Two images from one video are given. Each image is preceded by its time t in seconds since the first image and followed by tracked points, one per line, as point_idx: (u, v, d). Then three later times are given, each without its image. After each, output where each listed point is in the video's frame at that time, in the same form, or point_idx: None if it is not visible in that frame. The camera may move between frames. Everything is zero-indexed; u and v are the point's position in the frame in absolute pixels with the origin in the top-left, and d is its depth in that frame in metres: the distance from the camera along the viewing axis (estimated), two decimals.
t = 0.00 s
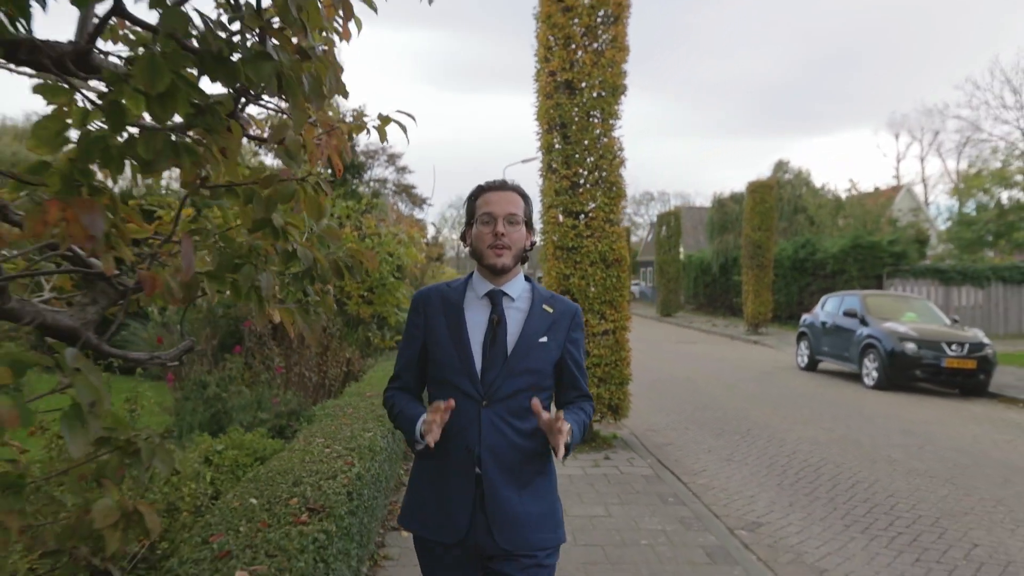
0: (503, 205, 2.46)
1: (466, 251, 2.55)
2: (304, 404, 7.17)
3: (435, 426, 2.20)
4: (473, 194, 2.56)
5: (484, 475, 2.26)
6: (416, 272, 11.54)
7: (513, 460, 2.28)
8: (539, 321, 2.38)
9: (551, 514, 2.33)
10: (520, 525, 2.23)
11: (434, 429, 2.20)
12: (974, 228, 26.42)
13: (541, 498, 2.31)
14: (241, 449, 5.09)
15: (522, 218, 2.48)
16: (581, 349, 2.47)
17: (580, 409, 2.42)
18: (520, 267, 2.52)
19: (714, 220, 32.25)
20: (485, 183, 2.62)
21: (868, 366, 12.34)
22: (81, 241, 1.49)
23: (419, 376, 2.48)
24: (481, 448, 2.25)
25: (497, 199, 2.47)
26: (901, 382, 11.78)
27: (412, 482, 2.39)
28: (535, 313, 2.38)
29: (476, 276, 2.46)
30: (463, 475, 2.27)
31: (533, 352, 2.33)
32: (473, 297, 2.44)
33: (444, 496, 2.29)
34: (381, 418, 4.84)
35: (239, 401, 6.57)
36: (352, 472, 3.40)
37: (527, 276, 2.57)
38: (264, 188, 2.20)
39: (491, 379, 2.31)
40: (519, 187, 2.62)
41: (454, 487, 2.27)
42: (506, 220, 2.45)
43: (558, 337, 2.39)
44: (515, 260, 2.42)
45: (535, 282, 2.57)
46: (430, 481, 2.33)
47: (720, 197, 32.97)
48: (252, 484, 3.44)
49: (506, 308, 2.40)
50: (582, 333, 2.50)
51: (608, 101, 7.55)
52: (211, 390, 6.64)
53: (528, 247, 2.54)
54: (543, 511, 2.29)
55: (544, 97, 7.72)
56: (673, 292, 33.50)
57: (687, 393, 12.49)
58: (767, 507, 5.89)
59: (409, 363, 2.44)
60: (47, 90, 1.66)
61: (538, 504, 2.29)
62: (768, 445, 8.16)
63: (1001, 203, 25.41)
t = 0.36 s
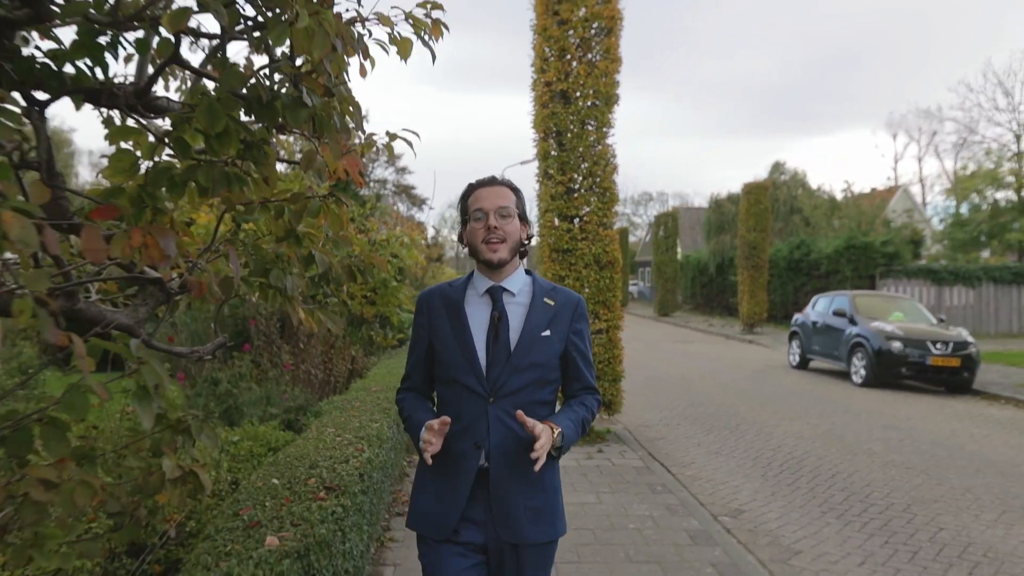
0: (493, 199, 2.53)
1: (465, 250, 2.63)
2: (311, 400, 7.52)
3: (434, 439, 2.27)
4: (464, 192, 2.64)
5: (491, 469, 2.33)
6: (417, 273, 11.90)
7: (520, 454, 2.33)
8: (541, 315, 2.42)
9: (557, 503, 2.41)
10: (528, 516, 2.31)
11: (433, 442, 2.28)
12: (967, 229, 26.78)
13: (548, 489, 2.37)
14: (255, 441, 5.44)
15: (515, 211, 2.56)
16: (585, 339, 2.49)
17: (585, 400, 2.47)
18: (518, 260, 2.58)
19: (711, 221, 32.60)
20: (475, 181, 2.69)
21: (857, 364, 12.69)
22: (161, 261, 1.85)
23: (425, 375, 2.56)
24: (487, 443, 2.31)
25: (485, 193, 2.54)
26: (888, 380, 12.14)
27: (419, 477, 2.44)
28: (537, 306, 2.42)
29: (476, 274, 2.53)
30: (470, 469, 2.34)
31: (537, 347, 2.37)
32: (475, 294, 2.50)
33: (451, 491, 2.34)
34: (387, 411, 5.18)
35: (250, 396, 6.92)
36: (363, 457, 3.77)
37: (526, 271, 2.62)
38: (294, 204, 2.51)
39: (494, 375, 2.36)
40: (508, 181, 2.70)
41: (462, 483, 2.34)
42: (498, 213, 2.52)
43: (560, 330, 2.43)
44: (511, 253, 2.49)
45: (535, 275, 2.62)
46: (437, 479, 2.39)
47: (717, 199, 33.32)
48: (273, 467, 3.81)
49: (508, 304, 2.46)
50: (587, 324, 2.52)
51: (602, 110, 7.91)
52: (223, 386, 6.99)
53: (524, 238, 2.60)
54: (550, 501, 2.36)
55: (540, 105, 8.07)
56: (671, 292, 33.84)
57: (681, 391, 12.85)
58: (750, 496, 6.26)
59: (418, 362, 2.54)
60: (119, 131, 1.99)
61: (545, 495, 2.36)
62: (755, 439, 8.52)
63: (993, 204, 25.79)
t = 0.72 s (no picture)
0: (468, 210, 2.43)
1: (439, 263, 2.51)
2: (316, 395, 7.88)
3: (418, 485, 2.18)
4: (437, 206, 2.54)
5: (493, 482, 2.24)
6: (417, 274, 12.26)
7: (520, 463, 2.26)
8: (525, 323, 2.34)
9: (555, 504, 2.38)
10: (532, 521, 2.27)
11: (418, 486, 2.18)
12: (959, 229, 27.16)
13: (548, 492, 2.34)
14: (266, 431, 5.79)
15: (489, 222, 2.45)
16: (565, 341, 2.43)
17: (572, 402, 2.42)
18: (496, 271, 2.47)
19: (708, 221, 32.98)
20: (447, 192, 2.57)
21: (844, 362, 13.05)
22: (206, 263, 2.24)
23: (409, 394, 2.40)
24: (486, 458, 2.21)
25: (459, 206, 2.43)
26: (874, 376, 12.51)
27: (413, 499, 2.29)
28: (520, 316, 2.34)
29: (452, 288, 2.42)
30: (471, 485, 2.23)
31: (528, 356, 2.30)
32: (453, 308, 2.38)
33: (453, 510, 2.22)
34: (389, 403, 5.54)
35: (258, 391, 7.28)
36: (370, 441, 4.14)
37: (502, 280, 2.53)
38: (311, 213, 2.76)
39: (486, 388, 2.27)
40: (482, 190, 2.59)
41: (462, 500, 2.23)
42: (473, 226, 2.41)
43: (544, 336, 2.36)
44: (488, 265, 2.39)
45: (510, 282, 2.52)
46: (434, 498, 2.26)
47: (713, 199, 33.69)
48: (288, 450, 4.17)
49: (491, 315, 2.36)
50: (566, 326, 2.47)
51: (594, 117, 8.27)
52: (232, 382, 7.35)
53: (501, 247, 2.50)
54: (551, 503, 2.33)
55: (535, 113, 8.42)
56: (668, 291, 34.16)
57: (674, 387, 13.22)
58: (733, 484, 6.62)
59: (400, 379, 2.40)
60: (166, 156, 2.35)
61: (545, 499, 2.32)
62: (742, 433, 8.88)
63: (985, 205, 26.19)
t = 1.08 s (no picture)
0: (467, 194, 2.45)
1: (434, 243, 2.53)
2: (324, 390, 8.25)
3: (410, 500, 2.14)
4: (437, 183, 2.55)
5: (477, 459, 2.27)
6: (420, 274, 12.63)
7: (505, 441, 2.29)
8: (516, 305, 2.39)
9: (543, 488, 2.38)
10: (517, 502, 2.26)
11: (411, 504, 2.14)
12: (953, 231, 27.56)
13: (534, 473, 2.34)
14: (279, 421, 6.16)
15: (488, 207, 2.48)
16: (561, 323, 2.53)
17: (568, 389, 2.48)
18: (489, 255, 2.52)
19: (705, 222, 33.39)
20: (447, 175, 2.60)
21: (834, 360, 13.42)
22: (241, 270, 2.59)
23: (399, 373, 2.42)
24: (471, 434, 2.25)
25: (459, 188, 2.45)
26: (863, 374, 12.88)
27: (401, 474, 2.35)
28: (511, 298, 2.40)
29: (446, 268, 2.45)
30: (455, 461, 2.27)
31: (515, 336, 2.35)
32: (443, 290, 2.43)
33: (435, 485, 2.26)
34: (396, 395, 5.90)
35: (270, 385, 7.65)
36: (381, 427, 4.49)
37: (494, 264, 2.56)
38: (331, 220, 2.93)
39: (473, 367, 2.32)
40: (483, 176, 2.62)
41: (446, 476, 2.26)
42: (471, 210, 2.44)
43: (534, 319, 2.43)
44: (483, 248, 2.42)
45: (503, 267, 2.57)
46: (421, 475, 2.30)
47: (711, 201, 34.10)
48: (306, 435, 4.53)
49: (481, 297, 2.41)
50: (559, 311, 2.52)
51: (590, 124, 8.62)
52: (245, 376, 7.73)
53: (496, 234, 2.53)
54: (536, 485, 2.33)
55: (534, 119, 8.79)
56: (666, 292, 34.51)
57: (669, 384, 13.59)
58: (720, 473, 6.98)
59: (388, 363, 2.38)
60: (210, 170, 2.73)
61: (530, 479, 2.32)
62: (732, 427, 9.24)
63: (979, 207, 26.56)
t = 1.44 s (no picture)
0: (474, 225, 2.52)
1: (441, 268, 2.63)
2: (331, 385, 8.62)
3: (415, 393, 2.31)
4: (446, 210, 2.63)
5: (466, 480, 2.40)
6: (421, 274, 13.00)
7: (494, 465, 2.40)
8: (516, 333, 2.49)
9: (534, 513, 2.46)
10: (502, 526, 2.36)
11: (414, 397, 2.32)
12: (947, 231, 27.89)
13: (524, 497, 2.43)
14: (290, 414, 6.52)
15: (495, 237, 2.57)
16: (566, 350, 2.62)
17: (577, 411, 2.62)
18: (495, 283, 2.61)
19: (703, 223, 33.73)
20: (458, 200, 2.69)
21: (826, 358, 13.77)
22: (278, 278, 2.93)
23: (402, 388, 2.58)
24: (460, 456, 2.39)
25: (467, 218, 2.54)
26: (853, 371, 13.25)
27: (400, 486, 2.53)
28: (512, 326, 2.49)
29: (451, 295, 2.56)
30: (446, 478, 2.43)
31: (513, 364, 2.46)
32: (448, 313, 2.53)
33: (425, 500, 2.42)
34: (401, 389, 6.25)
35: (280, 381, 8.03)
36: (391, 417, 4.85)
37: (501, 289, 2.66)
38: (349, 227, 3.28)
39: (468, 391, 2.44)
40: (493, 203, 2.70)
41: (435, 495, 2.40)
42: (479, 241, 2.52)
43: (534, 348, 2.52)
44: (489, 279, 2.51)
45: (510, 290, 2.66)
46: (416, 489, 2.47)
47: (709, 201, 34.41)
48: (321, 425, 4.89)
49: (483, 324, 2.51)
50: (563, 338, 2.60)
51: (586, 130, 8.98)
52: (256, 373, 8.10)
53: (503, 260, 2.62)
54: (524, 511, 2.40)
55: (532, 126, 9.14)
56: (665, 291, 34.85)
57: (664, 382, 13.93)
58: (710, 464, 7.34)
59: (393, 377, 2.56)
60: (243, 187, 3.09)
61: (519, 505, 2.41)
62: (724, 422, 9.60)
63: (973, 207, 26.87)
